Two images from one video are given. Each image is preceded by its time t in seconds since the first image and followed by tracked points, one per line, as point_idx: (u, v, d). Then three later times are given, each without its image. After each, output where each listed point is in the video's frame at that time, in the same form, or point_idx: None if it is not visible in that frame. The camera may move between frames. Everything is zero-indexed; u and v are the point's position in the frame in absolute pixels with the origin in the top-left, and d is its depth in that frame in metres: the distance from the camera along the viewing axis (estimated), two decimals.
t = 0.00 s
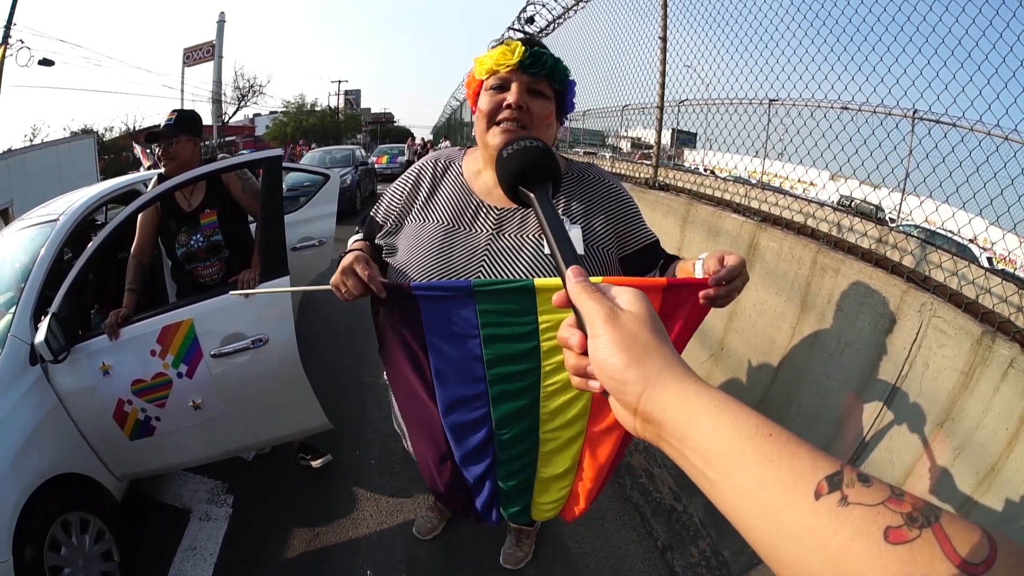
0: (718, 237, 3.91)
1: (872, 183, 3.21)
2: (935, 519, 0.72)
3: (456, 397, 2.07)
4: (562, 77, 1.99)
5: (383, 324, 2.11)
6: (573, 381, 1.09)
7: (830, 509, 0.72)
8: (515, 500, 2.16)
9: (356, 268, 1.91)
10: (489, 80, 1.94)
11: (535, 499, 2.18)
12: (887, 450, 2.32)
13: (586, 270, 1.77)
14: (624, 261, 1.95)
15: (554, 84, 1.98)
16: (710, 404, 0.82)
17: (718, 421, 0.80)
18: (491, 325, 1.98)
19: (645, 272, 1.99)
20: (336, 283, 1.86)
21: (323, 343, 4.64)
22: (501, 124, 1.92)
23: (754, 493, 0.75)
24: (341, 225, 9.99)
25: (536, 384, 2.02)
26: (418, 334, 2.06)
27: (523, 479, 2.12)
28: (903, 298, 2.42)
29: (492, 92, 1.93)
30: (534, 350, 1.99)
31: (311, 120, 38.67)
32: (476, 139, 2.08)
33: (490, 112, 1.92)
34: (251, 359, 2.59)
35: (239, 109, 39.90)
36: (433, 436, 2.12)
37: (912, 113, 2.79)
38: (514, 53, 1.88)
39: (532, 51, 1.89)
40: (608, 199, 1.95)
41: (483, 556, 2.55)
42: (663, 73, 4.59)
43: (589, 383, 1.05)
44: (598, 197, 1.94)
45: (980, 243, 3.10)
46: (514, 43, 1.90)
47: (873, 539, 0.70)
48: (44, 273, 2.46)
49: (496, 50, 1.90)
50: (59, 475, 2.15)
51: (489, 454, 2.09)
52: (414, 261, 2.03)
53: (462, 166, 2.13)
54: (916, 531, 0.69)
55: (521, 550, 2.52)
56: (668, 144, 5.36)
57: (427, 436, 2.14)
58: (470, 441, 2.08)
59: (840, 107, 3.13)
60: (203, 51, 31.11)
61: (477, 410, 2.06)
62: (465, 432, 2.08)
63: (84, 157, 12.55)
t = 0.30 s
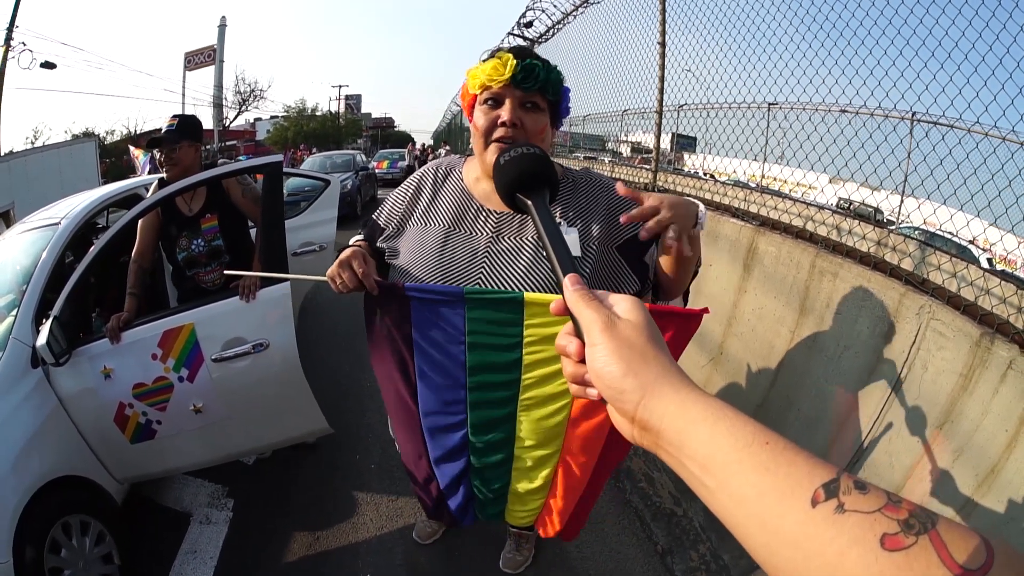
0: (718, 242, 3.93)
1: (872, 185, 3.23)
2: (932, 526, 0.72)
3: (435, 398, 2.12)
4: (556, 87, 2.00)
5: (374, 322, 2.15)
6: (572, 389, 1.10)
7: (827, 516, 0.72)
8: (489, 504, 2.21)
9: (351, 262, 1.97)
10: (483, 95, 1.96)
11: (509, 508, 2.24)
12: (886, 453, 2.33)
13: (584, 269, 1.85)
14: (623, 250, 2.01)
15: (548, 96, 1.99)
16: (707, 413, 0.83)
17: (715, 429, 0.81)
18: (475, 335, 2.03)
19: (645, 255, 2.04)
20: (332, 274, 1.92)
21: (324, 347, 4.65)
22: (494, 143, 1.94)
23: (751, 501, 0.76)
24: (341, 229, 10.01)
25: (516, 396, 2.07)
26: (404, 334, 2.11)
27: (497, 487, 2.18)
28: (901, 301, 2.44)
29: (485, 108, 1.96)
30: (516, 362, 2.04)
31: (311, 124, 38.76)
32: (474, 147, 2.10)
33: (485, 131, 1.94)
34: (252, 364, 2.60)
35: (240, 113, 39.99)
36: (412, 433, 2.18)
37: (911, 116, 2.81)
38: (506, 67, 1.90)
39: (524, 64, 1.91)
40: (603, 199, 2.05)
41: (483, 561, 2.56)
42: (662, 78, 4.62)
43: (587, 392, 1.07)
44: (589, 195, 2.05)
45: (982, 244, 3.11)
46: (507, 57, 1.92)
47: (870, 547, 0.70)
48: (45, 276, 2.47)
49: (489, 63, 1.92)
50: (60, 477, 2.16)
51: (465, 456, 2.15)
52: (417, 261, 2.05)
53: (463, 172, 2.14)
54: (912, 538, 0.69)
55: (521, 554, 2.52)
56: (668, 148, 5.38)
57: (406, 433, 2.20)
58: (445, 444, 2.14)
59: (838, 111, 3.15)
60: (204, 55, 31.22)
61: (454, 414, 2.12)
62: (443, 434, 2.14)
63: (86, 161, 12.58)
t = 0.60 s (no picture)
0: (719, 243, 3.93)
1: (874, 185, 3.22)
2: (935, 528, 0.72)
3: (429, 397, 2.12)
4: (548, 90, 2.00)
5: (369, 324, 2.15)
6: (574, 391, 1.10)
7: (830, 518, 0.73)
8: (482, 502, 2.22)
9: (345, 267, 1.97)
10: (476, 99, 1.96)
11: (500, 505, 2.25)
12: (888, 454, 2.32)
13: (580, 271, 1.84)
14: (618, 257, 2.03)
15: (541, 99, 1.99)
16: (710, 415, 0.82)
17: (718, 431, 0.81)
18: (466, 334, 2.03)
19: (644, 263, 2.06)
20: (328, 279, 1.92)
21: (326, 349, 4.65)
22: (489, 149, 1.95)
23: (754, 502, 0.76)
24: (343, 230, 10.03)
25: (506, 394, 2.07)
26: (399, 332, 2.10)
27: (488, 485, 2.19)
28: (902, 302, 2.43)
29: (479, 112, 1.97)
30: (506, 359, 2.04)
31: (313, 126, 38.82)
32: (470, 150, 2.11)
33: (479, 136, 1.96)
34: (253, 365, 2.61)
35: (242, 115, 40.09)
36: (406, 432, 2.18)
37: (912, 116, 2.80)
38: (498, 72, 1.89)
39: (516, 69, 1.90)
40: (598, 202, 2.06)
41: (484, 562, 2.56)
42: (663, 79, 4.63)
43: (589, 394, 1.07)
44: (587, 199, 2.06)
45: (982, 245, 3.08)
46: (498, 61, 1.91)
47: (873, 548, 0.71)
48: (47, 278, 2.48)
49: (480, 68, 1.91)
50: (62, 479, 2.17)
51: (457, 457, 2.14)
52: (412, 265, 2.06)
53: (458, 175, 2.16)
54: (915, 540, 0.69)
55: (521, 555, 2.52)
56: (669, 149, 5.37)
57: (401, 432, 2.20)
58: (437, 444, 2.14)
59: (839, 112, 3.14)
60: (207, 57, 31.31)
61: (446, 414, 2.11)
62: (436, 434, 2.14)
63: (88, 163, 12.63)
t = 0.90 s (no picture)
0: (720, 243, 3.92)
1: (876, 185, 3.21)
2: (937, 530, 0.71)
3: (438, 396, 2.12)
4: (554, 91, 2.00)
5: (376, 324, 2.14)
6: (577, 392, 1.10)
7: (832, 520, 0.73)
8: (493, 501, 2.23)
9: (353, 264, 1.97)
10: (482, 99, 1.96)
11: (513, 502, 2.27)
12: (890, 454, 2.32)
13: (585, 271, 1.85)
14: (619, 260, 2.06)
15: (547, 99, 1.99)
16: (713, 417, 0.82)
17: (722, 433, 0.80)
18: (476, 332, 2.04)
19: (640, 269, 2.07)
20: (335, 275, 1.91)
21: (327, 348, 4.66)
22: (495, 147, 1.95)
23: (756, 505, 0.75)
24: (345, 230, 10.03)
25: (516, 391, 2.08)
26: (406, 332, 2.10)
27: (501, 483, 2.20)
28: (904, 302, 2.42)
29: (486, 112, 1.97)
30: (516, 357, 2.05)
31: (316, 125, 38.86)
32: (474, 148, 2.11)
33: (485, 135, 1.96)
34: (254, 364, 2.61)
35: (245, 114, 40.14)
36: (415, 432, 2.17)
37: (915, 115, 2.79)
38: (505, 72, 1.89)
39: (523, 69, 1.90)
40: (601, 202, 2.06)
41: (485, 561, 2.56)
42: (665, 78, 4.61)
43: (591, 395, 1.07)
44: (590, 200, 2.05)
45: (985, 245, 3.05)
46: (505, 61, 1.90)
47: (875, 550, 0.71)
48: (49, 277, 2.49)
49: (488, 67, 1.90)
50: (63, 477, 2.18)
51: (467, 455, 2.14)
52: (417, 262, 2.07)
53: (462, 173, 2.15)
54: (917, 542, 0.70)
55: (522, 554, 2.52)
56: (671, 148, 5.36)
57: (410, 433, 2.19)
58: (447, 442, 2.14)
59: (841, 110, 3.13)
60: (210, 57, 31.37)
61: (455, 413, 2.11)
62: (445, 432, 2.14)
63: (91, 162, 12.66)
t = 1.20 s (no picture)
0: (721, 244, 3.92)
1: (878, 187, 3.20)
2: (939, 535, 0.72)
3: (437, 396, 2.13)
4: (556, 94, 2.01)
5: (374, 324, 2.14)
6: (581, 394, 1.09)
7: (834, 525, 0.72)
8: (492, 501, 2.23)
9: (352, 267, 1.97)
10: (484, 100, 1.96)
11: (511, 504, 2.27)
12: (889, 457, 2.32)
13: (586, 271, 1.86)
14: (617, 256, 2.04)
15: (549, 103, 2.00)
16: (717, 420, 0.82)
17: (725, 436, 0.80)
18: (475, 333, 2.04)
19: (641, 263, 2.06)
20: (335, 278, 1.92)
21: (328, 348, 4.66)
22: (496, 149, 1.94)
23: (760, 509, 0.75)
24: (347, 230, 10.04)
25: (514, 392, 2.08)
26: (405, 332, 2.10)
27: (498, 484, 2.20)
28: (905, 305, 2.42)
29: (487, 113, 1.96)
30: (515, 358, 2.06)
31: (319, 126, 38.92)
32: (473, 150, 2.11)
33: (486, 137, 1.95)
34: (254, 365, 2.62)
35: (248, 114, 40.17)
36: (415, 432, 2.18)
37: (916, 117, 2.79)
38: (509, 74, 1.89)
39: (527, 72, 1.90)
40: (598, 201, 2.07)
41: (484, 562, 2.56)
42: (666, 79, 4.61)
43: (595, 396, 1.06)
44: (586, 200, 2.05)
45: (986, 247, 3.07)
46: (509, 63, 1.90)
47: (878, 555, 0.70)
48: (50, 277, 2.50)
49: (491, 69, 1.90)
50: (64, 476, 2.18)
51: (466, 455, 2.15)
52: (415, 263, 2.08)
53: (460, 176, 2.16)
54: (920, 547, 0.69)
55: (521, 556, 2.52)
56: (673, 149, 5.36)
57: (410, 432, 2.20)
58: (446, 443, 2.14)
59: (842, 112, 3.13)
60: (213, 57, 31.46)
61: (454, 413, 2.11)
62: (443, 432, 2.14)
63: (93, 162, 12.70)
